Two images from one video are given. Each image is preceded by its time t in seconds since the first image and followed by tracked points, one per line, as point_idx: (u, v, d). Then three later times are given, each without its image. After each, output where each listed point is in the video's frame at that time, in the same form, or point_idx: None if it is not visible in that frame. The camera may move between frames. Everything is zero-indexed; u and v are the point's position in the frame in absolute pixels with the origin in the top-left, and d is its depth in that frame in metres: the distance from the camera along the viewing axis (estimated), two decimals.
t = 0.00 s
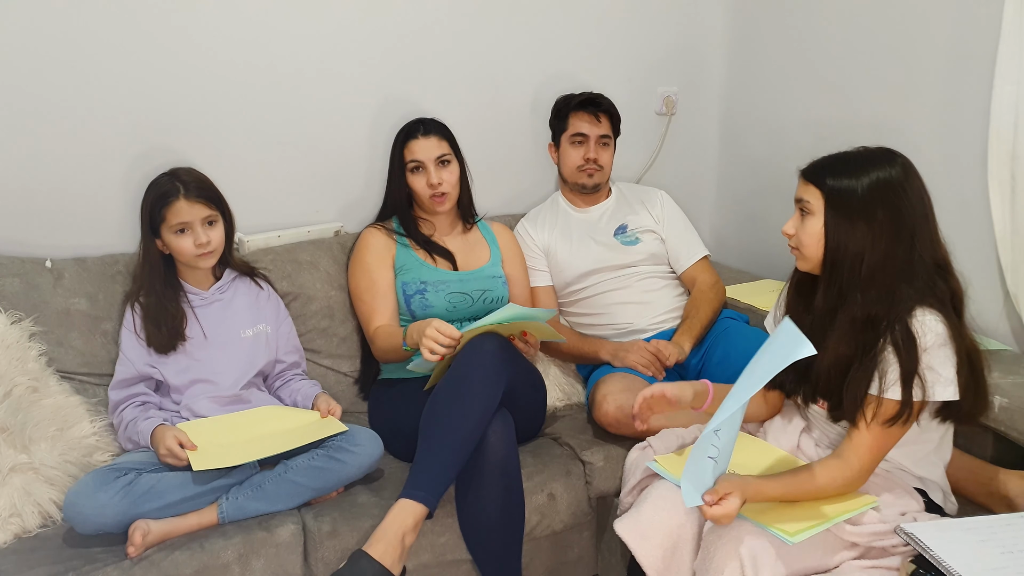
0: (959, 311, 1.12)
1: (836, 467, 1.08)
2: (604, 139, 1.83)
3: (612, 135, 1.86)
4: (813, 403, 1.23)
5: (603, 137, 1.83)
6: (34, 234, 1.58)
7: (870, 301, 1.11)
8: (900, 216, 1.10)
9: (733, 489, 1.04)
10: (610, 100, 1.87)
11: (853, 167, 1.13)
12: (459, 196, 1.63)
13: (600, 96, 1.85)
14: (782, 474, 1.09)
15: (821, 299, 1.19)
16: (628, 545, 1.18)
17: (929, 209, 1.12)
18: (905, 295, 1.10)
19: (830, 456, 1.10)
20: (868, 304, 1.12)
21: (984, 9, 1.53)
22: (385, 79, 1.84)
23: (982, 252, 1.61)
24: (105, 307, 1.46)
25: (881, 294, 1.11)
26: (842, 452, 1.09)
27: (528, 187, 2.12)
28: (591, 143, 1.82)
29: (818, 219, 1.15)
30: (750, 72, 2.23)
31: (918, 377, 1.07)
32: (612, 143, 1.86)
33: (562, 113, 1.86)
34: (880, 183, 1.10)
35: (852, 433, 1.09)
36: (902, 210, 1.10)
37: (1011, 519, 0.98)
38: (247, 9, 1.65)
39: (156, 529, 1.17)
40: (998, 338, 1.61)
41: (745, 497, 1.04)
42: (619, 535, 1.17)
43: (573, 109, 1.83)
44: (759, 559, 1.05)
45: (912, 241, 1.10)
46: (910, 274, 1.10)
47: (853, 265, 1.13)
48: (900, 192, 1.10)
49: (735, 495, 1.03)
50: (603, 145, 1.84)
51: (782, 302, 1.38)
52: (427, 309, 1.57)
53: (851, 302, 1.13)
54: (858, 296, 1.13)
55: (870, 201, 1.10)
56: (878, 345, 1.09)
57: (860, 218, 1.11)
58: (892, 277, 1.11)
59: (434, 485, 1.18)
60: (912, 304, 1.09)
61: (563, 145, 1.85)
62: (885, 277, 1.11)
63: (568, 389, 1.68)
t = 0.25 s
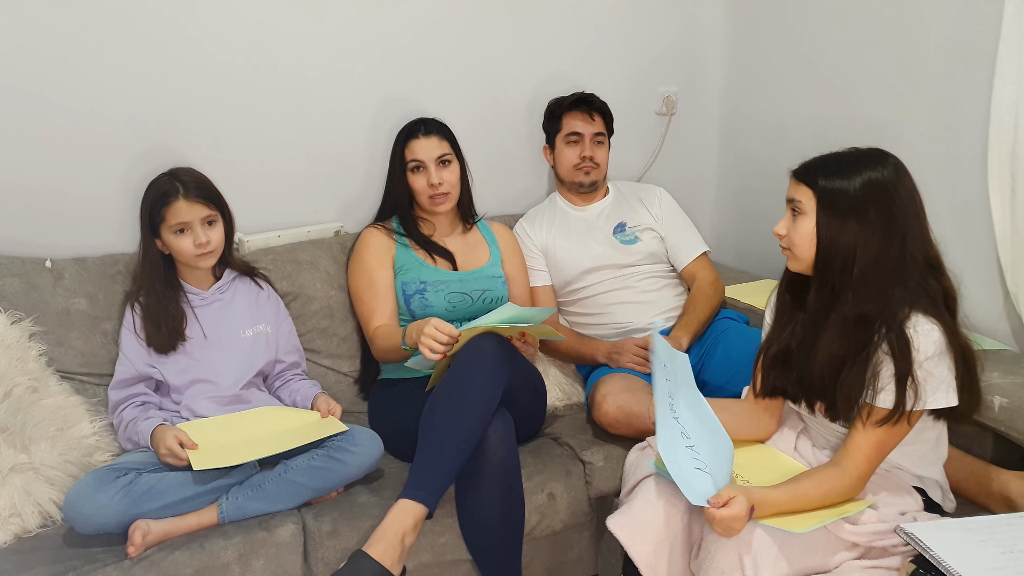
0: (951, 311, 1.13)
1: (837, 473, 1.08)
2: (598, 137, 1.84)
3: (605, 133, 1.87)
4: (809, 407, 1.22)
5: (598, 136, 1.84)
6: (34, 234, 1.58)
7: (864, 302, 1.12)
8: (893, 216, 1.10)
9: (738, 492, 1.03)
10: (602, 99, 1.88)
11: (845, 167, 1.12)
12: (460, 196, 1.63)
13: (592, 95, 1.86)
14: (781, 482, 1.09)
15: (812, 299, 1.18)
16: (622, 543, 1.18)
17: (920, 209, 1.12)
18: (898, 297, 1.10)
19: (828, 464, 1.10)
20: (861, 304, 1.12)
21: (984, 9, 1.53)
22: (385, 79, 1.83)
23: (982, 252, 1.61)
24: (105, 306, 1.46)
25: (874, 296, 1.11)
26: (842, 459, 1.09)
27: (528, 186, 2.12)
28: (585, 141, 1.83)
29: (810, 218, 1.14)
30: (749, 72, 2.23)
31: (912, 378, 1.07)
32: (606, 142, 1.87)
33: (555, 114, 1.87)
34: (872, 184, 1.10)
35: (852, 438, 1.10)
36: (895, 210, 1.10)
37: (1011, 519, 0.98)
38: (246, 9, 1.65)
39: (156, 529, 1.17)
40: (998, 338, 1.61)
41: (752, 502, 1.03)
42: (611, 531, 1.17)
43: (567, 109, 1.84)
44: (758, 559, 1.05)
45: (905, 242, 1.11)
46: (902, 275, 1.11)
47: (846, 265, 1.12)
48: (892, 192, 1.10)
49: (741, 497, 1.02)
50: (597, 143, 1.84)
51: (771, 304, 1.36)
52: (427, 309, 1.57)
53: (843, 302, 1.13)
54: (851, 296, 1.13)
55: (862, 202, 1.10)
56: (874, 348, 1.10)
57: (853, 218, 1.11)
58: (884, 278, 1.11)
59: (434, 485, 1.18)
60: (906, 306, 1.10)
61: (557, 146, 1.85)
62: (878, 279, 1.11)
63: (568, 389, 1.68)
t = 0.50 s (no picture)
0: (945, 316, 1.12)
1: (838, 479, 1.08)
2: (590, 136, 1.85)
3: (597, 131, 1.88)
4: (804, 413, 1.22)
5: (589, 134, 1.85)
6: (34, 234, 1.58)
7: (853, 306, 1.11)
8: (882, 220, 1.10)
9: (742, 500, 1.02)
10: (592, 99, 1.90)
11: (833, 171, 1.13)
12: (459, 195, 1.63)
13: (580, 96, 1.88)
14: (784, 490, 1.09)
15: (800, 305, 1.18)
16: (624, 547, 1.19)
17: (911, 214, 1.12)
18: (889, 301, 1.10)
19: (830, 471, 1.10)
20: (851, 308, 1.12)
21: (984, 9, 1.53)
22: (384, 79, 1.83)
23: (981, 252, 1.61)
24: (105, 306, 1.46)
25: (863, 301, 1.11)
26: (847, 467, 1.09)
27: (528, 186, 2.12)
28: (577, 140, 1.84)
29: (797, 222, 1.14)
30: (749, 72, 2.23)
31: (908, 382, 1.07)
32: (598, 140, 1.88)
33: (545, 117, 1.88)
34: (861, 188, 1.10)
35: (857, 446, 1.09)
36: (885, 214, 1.10)
37: (1011, 519, 0.98)
38: (246, 8, 1.65)
39: (156, 529, 1.17)
40: (998, 338, 1.62)
41: (758, 509, 1.02)
42: (611, 531, 1.19)
43: (556, 110, 1.86)
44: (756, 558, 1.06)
45: (895, 246, 1.10)
46: (892, 279, 1.11)
47: (835, 270, 1.12)
48: (881, 197, 1.10)
49: (745, 505, 1.01)
50: (589, 141, 1.85)
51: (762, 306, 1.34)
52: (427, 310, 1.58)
53: (831, 308, 1.13)
54: (839, 301, 1.12)
55: (851, 206, 1.10)
56: (867, 353, 1.10)
57: (842, 222, 1.11)
58: (873, 282, 1.11)
59: (434, 485, 1.18)
60: (899, 310, 1.09)
61: (551, 147, 1.87)
62: (867, 283, 1.11)
63: (568, 389, 1.68)
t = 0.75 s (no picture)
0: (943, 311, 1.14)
1: (831, 471, 1.09)
2: (582, 135, 1.85)
3: (589, 130, 1.87)
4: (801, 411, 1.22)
5: (580, 134, 1.84)
6: (34, 234, 1.58)
7: (858, 306, 1.11)
8: (883, 218, 1.09)
9: (730, 488, 1.03)
10: (579, 98, 1.88)
11: (836, 168, 1.11)
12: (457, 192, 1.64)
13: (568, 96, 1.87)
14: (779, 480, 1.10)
15: (799, 303, 1.17)
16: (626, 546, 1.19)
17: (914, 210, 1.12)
18: (891, 299, 1.10)
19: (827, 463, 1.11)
20: (850, 307, 1.11)
21: (985, 9, 1.53)
22: (384, 79, 1.83)
23: (982, 252, 1.61)
24: (105, 306, 1.46)
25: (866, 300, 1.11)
26: (844, 460, 1.10)
27: (528, 186, 2.12)
28: (569, 142, 1.83)
29: (811, 227, 1.12)
30: (749, 72, 2.23)
31: (902, 379, 1.08)
32: (590, 138, 1.87)
33: (535, 122, 1.88)
34: (868, 186, 1.09)
35: (852, 438, 1.10)
36: (886, 211, 1.09)
37: (1011, 518, 0.98)
38: (246, 8, 1.65)
39: (156, 529, 1.17)
40: (997, 337, 1.62)
41: (746, 497, 1.03)
42: (616, 536, 1.19)
43: (545, 114, 1.86)
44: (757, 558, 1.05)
45: (895, 243, 1.10)
46: (895, 277, 1.11)
47: (836, 269, 1.11)
48: (887, 194, 1.09)
49: (733, 492, 1.02)
50: (581, 141, 1.85)
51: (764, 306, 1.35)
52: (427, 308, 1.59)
53: (832, 308, 1.13)
54: (839, 300, 1.12)
55: (858, 205, 1.09)
56: (866, 351, 1.11)
57: (846, 221, 1.10)
58: (877, 281, 1.11)
59: (434, 485, 1.18)
60: (898, 304, 1.10)
61: (544, 151, 1.87)
62: (871, 282, 1.11)
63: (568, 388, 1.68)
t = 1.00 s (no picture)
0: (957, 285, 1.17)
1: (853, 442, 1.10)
2: (580, 137, 1.84)
3: (587, 131, 1.86)
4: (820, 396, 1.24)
5: (578, 136, 1.83)
6: (34, 234, 1.58)
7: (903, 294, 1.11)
8: (909, 209, 1.10)
9: (748, 441, 1.05)
10: (576, 99, 1.87)
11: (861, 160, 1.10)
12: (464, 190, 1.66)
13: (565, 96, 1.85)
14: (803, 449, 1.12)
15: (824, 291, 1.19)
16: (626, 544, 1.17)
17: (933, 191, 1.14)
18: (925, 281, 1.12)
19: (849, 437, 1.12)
20: (873, 294, 1.13)
21: (985, 9, 1.53)
22: (384, 79, 1.83)
23: (982, 252, 1.61)
24: (105, 306, 1.46)
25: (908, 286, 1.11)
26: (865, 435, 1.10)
27: (528, 186, 2.12)
28: (567, 144, 1.83)
29: (861, 224, 1.10)
30: (749, 72, 2.23)
31: (924, 356, 1.09)
32: (588, 140, 1.86)
33: (533, 125, 1.87)
34: (906, 176, 1.09)
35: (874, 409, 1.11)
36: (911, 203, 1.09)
37: (1011, 518, 0.98)
38: (246, 8, 1.65)
39: (156, 529, 1.16)
40: (998, 337, 1.61)
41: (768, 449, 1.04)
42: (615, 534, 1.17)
43: (542, 117, 1.84)
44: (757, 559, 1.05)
45: (919, 231, 1.11)
46: (930, 259, 1.12)
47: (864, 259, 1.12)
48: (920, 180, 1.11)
49: (753, 445, 1.04)
50: (579, 143, 1.84)
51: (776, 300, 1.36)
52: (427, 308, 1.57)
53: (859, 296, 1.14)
54: (863, 287, 1.14)
55: (903, 195, 1.09)
56: (896, 336, 1.11)
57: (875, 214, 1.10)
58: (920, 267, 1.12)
59: (434, 485, 1.18)
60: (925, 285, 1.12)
61: (542, 154, 1.86)
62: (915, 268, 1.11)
63: (568, 388, 1.68)
